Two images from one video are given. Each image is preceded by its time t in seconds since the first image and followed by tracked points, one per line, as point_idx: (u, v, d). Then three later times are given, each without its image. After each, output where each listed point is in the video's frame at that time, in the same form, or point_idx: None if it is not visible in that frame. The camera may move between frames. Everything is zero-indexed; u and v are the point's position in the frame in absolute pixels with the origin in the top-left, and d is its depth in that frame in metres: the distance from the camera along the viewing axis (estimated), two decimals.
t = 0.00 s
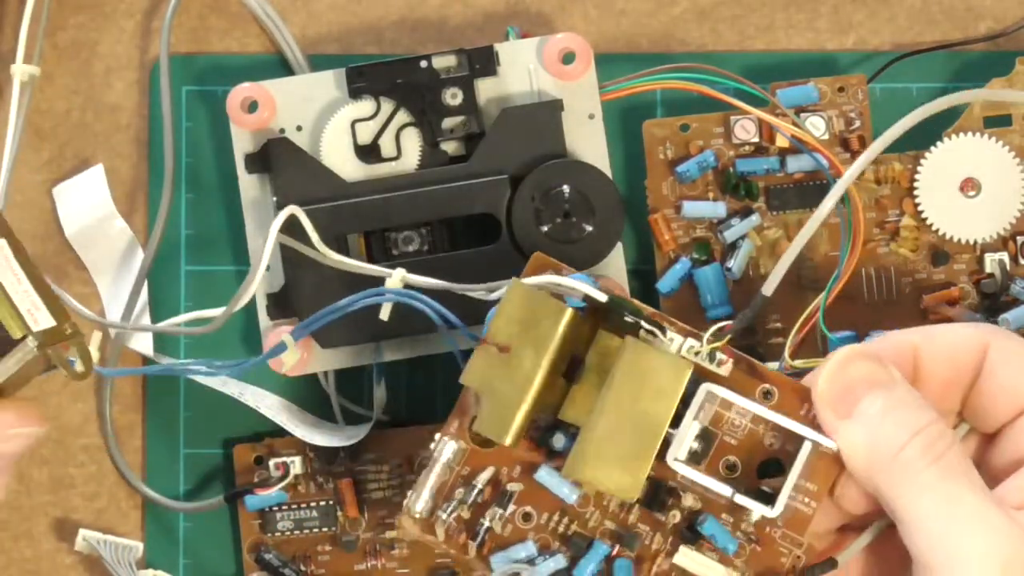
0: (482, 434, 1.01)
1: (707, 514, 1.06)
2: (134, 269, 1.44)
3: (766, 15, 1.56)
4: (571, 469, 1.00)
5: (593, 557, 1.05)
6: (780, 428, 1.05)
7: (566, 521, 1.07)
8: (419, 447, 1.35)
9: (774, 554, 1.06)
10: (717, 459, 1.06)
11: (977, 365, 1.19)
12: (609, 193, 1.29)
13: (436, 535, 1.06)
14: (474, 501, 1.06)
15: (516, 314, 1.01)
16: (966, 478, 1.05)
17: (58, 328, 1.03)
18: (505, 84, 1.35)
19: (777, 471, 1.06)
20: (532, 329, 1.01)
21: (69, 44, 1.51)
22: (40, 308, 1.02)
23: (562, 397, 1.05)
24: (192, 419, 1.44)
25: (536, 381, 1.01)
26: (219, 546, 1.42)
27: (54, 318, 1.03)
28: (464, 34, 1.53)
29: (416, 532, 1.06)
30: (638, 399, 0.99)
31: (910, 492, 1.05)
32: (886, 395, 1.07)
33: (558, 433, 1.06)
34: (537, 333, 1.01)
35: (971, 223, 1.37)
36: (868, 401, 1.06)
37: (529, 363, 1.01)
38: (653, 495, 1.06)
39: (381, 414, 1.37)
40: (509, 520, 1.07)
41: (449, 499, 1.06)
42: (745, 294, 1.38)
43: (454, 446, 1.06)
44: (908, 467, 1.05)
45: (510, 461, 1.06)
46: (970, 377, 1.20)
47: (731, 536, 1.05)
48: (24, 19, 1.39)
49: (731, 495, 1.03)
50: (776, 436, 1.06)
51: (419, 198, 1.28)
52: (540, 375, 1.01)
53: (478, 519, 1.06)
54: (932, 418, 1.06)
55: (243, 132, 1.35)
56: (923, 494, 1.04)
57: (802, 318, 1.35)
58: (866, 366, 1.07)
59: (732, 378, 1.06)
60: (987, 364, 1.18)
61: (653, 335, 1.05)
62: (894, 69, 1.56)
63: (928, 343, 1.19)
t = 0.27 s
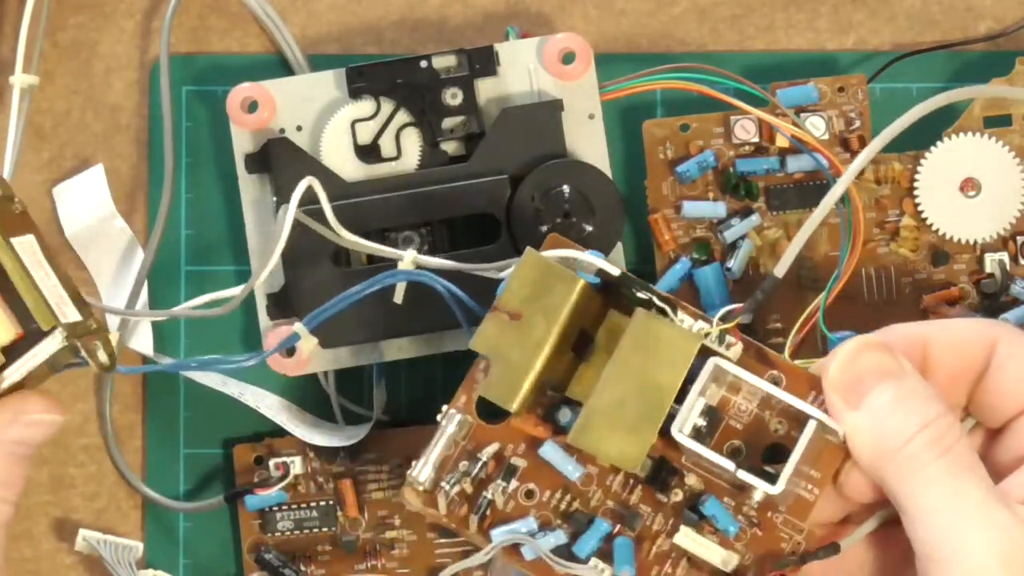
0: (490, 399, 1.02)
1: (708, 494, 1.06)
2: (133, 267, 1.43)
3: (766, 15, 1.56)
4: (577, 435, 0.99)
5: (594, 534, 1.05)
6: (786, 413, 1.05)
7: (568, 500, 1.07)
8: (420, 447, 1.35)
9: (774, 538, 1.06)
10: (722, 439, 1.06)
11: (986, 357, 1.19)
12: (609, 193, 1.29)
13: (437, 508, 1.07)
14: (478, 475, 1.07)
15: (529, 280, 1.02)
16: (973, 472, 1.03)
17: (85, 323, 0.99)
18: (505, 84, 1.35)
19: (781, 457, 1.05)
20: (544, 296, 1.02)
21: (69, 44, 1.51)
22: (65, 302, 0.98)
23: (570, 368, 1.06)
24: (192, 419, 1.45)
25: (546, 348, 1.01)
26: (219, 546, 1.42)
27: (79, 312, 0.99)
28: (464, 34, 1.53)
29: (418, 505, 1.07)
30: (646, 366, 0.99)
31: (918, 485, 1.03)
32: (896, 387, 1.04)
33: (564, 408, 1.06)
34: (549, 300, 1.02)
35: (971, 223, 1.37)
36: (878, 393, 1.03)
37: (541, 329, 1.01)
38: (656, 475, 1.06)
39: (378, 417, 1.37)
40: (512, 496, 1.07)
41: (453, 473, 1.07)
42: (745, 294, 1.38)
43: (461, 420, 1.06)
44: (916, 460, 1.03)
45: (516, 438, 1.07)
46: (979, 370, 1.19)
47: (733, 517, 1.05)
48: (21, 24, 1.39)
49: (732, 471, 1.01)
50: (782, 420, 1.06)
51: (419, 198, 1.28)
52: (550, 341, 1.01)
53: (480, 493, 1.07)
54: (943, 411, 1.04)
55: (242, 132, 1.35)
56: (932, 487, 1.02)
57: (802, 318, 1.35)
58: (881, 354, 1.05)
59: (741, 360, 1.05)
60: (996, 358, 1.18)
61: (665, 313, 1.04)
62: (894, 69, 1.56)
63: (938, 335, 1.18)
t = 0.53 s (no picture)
0: (485, 400, 1.01)
1: (704, 495, 1.06)
2: (134, 267, 1.43)
3: (766, 15, 1.56)
4: (569, 436, 0.98)
5: (591, 536, 1.05)
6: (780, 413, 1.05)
7: (565, 503, 1.07)
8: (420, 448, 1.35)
9: (769, 537, 1.06)
10: (717, 441, 1.07)
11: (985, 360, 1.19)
12: (609, 194, 1.30)
13: (437, 514, 1.08)
14: (476, 481, 1.08)
15: (524, 281, 1.01)
16: (967, 473, 1.02)
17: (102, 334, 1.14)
18: (505, 84, 1.35)
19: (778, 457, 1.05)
20: (538, 297, 1.01)
21: (69, 44, 1.51)
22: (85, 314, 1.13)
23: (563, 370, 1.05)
24: (192, 420, 1.44)
25: (540, 348, 1.00)
26: (219, 546, 1.42)
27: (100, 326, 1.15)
28: (464, 34, 1.53)
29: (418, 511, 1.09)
30: (639, 365, 0.98)
31: (912, 485, 1.03)
32: (894, 387, 1.04)
33: (561, 412, 1.06)
34: (542, 300, 1.01)
35: (970, 223, 1.37)
36: (875, 392, 1.03)
37: (534, 330, 1.00)
38: (652, 475, 1.06)
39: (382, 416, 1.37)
40: (510, 501, 1.08)
41: (451, 478, 1.08)
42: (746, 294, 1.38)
43: (458, 426, 1.08)
44: (911, 460, 1.02)
45: (514, 444, 1.09)
46: (977, 372, 1.20)
47: (729, 518, 1.05)
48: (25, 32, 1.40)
49: (725, 468, 1.00)
50: (777, 421, 1.06)
51: (419, 198, 1.28)
52: (544, 342, 1.00)
53: (478, 499, 1.08)
54: (942, 412, 1.04)
55: (242, 132, 1.34)
56: (925, 488, 1.02)
57: (803, 318, 1.35)
58: (877, 357, 1.05)
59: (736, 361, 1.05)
60: (996, 361, 1.18)
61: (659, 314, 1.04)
62: (894, 69, 1.56)
63: (936, 336, 1.19)
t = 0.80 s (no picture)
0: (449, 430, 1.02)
1: (672, 514, 1.10)
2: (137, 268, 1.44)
3: (766, 15, 1.56)
4: (529, 462, 0.99)
5: (564, 560, 1.08)
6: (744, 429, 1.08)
7: (541, 526, 1.10)
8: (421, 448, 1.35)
9: (736, 553, 1.10)
10: (685, 462, 1.10)
11: (954, 370, 1.19)
12: (609, 194, 1.30)
13: (419, 542, 1.10)
14: (454, 507, 1.09)
15: (483, 312, 1.02)
16: (926, 488, 1.01)
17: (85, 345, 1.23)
18: (505, 84, 1.35)
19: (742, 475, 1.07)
20: (497, 326, 1.01)
21: (69, 44, 1.51)
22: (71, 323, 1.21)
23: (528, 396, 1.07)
24: (192, 420, 1.44)
25: (502, 377, 1.02)
26: (219, 546, 1.42)
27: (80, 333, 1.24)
28: (464, 34, 1.53)
29: (401, 538, 1.11)
30: (596, 390, 0.99)
31: (869, 501, 1.02)
32: (853, 403, 1.03)
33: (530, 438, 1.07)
34: (502, 330, 1.01)
35: (971, 223, 1.37)
36: (832, 409, 1.03)
37: (495, 361, 1.01)
38: (619, 496, 1.09)
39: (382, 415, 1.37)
40: (488, 527, 1.10)
41: (431, 508, 1.09)
42: (746, 294, 1.38)
43: (438, 455, 1.08)
44: (867, 476, 1.01)
45: (490, 470, 1.09)
46: (947, 381, 1.21)
47: (697, 536, 1.09)
48: (23, 53, 1.44)
49: (681, 489, 1.05)
50: (743, 439, 1.08)
51: (419, 199, 1.28)
52: (504, 371, 1.02)
53: (457, 525, 1.10)
54: (900, 427, 1.02)
55: (243, 132, 1.34)
56: (883, 503, 1.01)
57: (803, 318, 1.35)
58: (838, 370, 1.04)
59: (701, 383, 1.08)
60: (962, 369, 1.18)
61: (622, 338, 1.07)
62: (894, 69, 1.56)
63: (903, 347, 1.20)
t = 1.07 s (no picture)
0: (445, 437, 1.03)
1: (668, 519, 1.10)
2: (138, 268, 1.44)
3: (765, 15, 1.56)
4: (525, 467, 1.00)
5: (561, 565, 1.08)
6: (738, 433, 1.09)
7: (537, 532, 1.10)
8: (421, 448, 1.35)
9: (734, 557, 1.09)
10: (680, 466, 1.10)
11: (947, 369, 1.20)
12: (609, 194, 1.30)
13: (413, 549, 1.09)
14: (449, 514, 1.09)
15: (476, 318, 1.04)
16: (920, 490, 1.01)
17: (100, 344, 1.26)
18: (505, 84, 1.35)
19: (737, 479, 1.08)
20: (491, 332, 1.04)
21: (69, 44, 1.51)
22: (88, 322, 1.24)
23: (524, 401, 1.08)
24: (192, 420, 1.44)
25: (495, 382, 1.03)
26: (219, 546, 1.42)
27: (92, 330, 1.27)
28: (464, 34, 1.53)
29: (395, 545, 1.09)
30: (591, 395, 1.00)
31: (865, 504, 1.02)
32: (847, 405, 1.03)
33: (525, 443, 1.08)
34: (494, 337, 1.03)
35: (971, 223, 1.37)
36: (826, 411, 1.03)
37: (489, 367, 1.03)
38: (615, 501, 1.09)
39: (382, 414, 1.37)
40: (484, 533, 1.10)
41: (425, 514, 1.08)
42: (745, 295, 1.38)
43: (431, 461, 1.08)
44: (862, 478, 1.01)
45: (484, 476, 1.09)
46: (940, 381, 1.21)
47: (693, 540, 1.09)
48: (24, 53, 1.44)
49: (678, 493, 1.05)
50: (738, 443, 1.09)
51: (419, 199, 1.28)
52: (498, 376, 1.03)
53: (452, 531, 1.09)
54: (894, 429, 1.02)
55: (242, 132, 1.34)
56: (878, 506, 1.01)
57: (803, 318, 1.35)
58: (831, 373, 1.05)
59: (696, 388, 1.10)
60: (956, 369, 1.18)
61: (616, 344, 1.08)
62: (894, 69, 1.56)
63: (896, 347, 1.20)
